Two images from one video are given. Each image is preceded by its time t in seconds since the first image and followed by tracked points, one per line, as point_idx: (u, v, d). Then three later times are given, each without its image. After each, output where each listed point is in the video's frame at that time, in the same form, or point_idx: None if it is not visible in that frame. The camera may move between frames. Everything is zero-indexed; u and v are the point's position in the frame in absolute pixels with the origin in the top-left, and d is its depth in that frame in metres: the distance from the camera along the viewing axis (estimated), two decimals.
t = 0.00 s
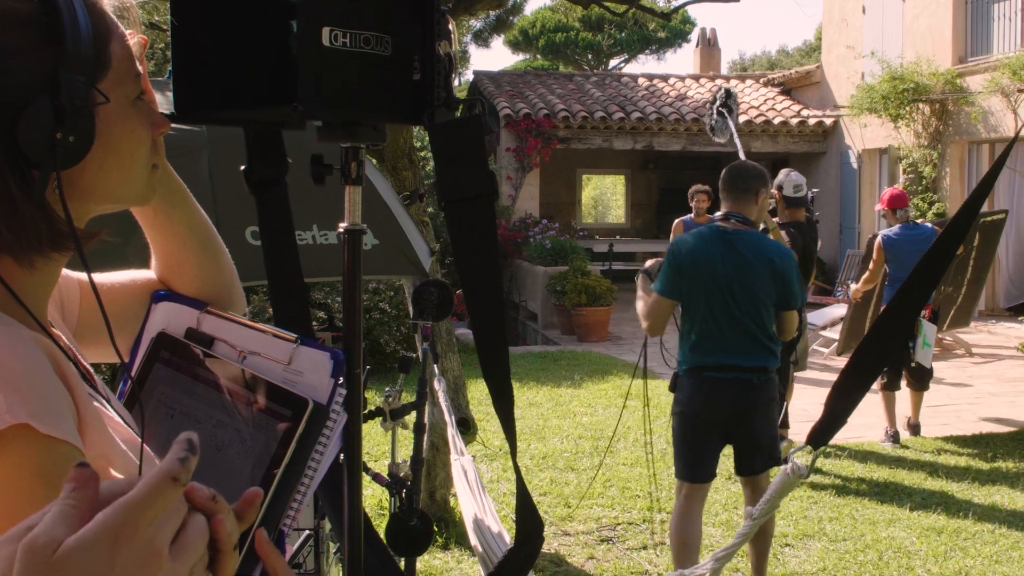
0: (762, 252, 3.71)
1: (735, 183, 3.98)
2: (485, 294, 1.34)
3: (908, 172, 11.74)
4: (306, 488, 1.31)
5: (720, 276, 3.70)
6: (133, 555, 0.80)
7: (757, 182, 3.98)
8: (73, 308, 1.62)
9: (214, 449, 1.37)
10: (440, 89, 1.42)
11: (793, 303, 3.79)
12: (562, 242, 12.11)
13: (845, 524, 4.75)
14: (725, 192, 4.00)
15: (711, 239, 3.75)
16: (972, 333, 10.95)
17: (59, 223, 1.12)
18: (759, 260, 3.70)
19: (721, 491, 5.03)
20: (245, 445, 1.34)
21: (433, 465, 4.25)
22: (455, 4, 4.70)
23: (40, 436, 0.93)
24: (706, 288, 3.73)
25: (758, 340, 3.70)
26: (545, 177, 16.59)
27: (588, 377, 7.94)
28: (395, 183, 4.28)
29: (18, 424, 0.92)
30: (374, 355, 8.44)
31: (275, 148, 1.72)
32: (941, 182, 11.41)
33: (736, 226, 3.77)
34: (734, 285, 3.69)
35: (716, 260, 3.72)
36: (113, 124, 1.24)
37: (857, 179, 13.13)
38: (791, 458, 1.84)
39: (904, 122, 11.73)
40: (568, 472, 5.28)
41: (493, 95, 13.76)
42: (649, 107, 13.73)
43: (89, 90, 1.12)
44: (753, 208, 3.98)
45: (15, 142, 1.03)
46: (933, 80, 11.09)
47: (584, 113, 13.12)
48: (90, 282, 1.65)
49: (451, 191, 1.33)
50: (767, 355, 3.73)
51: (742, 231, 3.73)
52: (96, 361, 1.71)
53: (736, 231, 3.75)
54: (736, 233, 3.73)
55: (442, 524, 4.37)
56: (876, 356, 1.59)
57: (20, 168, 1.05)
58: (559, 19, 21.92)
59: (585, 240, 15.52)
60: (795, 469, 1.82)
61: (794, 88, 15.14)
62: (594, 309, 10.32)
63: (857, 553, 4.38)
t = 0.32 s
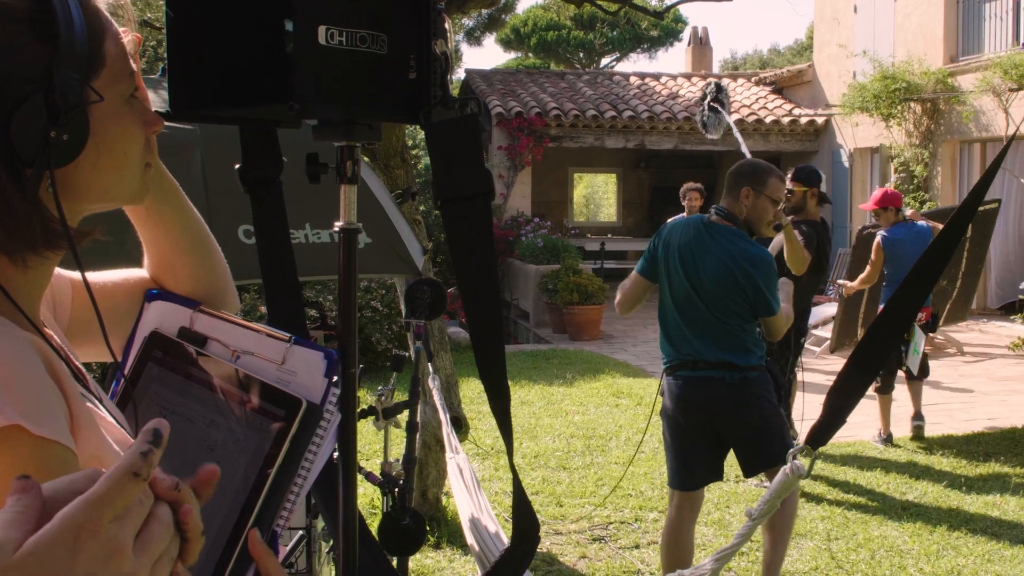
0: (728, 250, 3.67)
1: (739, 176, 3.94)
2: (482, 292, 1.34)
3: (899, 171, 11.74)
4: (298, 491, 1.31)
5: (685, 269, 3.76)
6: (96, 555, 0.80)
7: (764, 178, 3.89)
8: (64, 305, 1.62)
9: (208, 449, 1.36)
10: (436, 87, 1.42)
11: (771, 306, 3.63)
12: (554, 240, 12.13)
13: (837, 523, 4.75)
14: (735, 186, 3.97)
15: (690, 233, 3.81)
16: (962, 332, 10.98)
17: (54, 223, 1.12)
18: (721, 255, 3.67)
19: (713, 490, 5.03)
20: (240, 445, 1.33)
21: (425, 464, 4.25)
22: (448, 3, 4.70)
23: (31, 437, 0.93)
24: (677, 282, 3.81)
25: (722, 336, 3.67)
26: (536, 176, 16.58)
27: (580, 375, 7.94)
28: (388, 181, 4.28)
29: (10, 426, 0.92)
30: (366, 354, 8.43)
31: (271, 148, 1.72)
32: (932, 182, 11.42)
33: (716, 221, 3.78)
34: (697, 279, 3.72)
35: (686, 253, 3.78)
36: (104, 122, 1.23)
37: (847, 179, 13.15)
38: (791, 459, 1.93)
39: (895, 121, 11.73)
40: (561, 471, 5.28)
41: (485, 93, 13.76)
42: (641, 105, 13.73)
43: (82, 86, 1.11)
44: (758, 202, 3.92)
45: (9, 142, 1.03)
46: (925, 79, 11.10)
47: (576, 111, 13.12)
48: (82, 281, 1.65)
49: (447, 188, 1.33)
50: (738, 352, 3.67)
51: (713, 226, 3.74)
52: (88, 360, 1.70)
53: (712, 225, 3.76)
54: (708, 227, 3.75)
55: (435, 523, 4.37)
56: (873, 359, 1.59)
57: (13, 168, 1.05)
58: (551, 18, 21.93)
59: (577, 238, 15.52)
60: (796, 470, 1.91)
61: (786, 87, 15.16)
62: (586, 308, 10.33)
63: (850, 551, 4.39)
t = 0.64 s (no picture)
0: (769, 267, 3.44)
1: (757, 187, 3.70)
2: (479, 290, 1.35)
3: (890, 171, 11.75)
4: (291, 492, 1.32)
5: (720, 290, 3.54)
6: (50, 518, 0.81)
7: (784, 189, 3.67)
8: (57, 305, 1.61)
9: (200, 446, 1.36)
10: (432, 85, 1.43)
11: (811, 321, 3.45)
12: (545, 240, 12.14)
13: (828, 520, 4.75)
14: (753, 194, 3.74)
15: (720, 247, 3.57)
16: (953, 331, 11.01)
17: (45, 223, 1.12)
18: (761, 275, 3.45)
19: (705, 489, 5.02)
20: (232, 443, 1.33)
21: (417, 463, 4.24)
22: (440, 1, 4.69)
23: (21, 436, 0.94)
24: (706, 298, 3.60)
25: (758, 361, 3.48)
26: (527, 175, 16.56)
27: (572, 374, 7.94)
28: (380, 179, 4.27)
29: None
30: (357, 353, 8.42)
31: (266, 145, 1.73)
32: (924, 181, 11.44)
33: (748, 236, 3.55)
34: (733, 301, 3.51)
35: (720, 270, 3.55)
36: (96, 121, 1.22)
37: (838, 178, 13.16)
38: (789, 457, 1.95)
39: (886, 120, 11.73)
40: (553, 470, 5.28)
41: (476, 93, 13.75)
42: (633, 104, 13.73)
43: (74, 84, 1.11)
44: (782, 214, 3.69)
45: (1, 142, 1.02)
46: (916, 78, 11.11)
47: (568, 110, 13.11)
48: (74, 280, 1.64)
49: (443, 185, 1.34)
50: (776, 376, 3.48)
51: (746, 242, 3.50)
52: (81, 358, 1.70)
53: (746, 242, 3.52)
54: (742, 243, 3.52)
55: (426, 522, 4.37)
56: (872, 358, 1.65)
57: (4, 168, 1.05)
58: (542, 17, 21.93)
59: (568, 238, 15.52)
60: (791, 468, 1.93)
61: (777, 86, 15.17)
62: (578, 307, 10.33)
63: (842, 550, 4.40)
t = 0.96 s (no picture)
0: (842, 252, 3.05)
1: (802, 164, 3.24)
2: (462, 286, 1.35)
3: (871, 168, 11.77)
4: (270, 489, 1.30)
5: (785, 281, 3.08)
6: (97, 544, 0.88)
7: (832, 166, 3.23)
8: (32, 299, 1.60)
9: (179, 442, 1.35)
10: (417, 78, 1.43)
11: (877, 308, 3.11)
12: (527, 236, 12.12)
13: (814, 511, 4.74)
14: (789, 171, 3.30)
15: (777, 233, 3.13)
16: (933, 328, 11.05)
17: (16, 214, 1.12)
18: (835, 261, 3.04)
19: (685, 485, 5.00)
20: (211, 438, 1.33)
21: (398, 459, 4.23)
22: None
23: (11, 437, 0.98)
24: (767, 291, 3.12)
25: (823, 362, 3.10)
26: (509, 171, 16.54)
27: (553, 370, 7.94)
28: (361, 175, 4.26)
29: None
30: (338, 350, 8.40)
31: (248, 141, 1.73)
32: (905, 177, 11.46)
33: (811, 220, 3.12)
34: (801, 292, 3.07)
35: (781, 259, 3.10)
36: (72, 113, 1.21)
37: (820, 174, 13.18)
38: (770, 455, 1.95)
39: (867, 117, 11.75)
40: (534, 466, 5.27)
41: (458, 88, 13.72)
42: (614, 100, 13.72)
43: (50, 76, 1.09)
44: (826, 193, 3.28)
45: None
46: (897, 75, 11.14)
47: (549, 106, 13.10)
48: (50, 273, 1.63)
49: (429, 180, 1.34)
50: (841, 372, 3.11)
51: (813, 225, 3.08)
52: (57, 354, 1.69)
53: (809, 225, 3.10)
54: (810, 232, 3.08)
55: (407, 519, 4.35)
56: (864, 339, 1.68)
57: None
58: (524, 14, 21.91)
59: (550, 234, 15.52)
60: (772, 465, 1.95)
61: (759, 83, 15.18)
62: (560, 303, 10.33)
63: (823, 546, 4.41)
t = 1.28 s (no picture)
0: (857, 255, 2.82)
1: (805, 167, 2.95)
2: (432, 284, 1.36)
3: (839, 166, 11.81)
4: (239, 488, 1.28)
5: (802, 288, 2.81)
6: None
7: (836, 171, 2.97)
8: None
9: (146, 443, 1.34)
10: (387, 75, 1.43)
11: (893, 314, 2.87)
12: (496, 234, 12.09)
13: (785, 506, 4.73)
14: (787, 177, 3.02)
15: (788, 239, 2.86)
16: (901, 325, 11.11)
17: None
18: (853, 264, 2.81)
19: (655, 483, 5.00)
20: (179, 438, 1.31)
21: (367, 458, 4.22)
22: None
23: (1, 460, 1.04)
24: (784, 302, 2.83)
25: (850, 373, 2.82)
26: (477, 169, 16.52)
27: (522, 369, 7.93)
28: (330, 173, 4.24)
29: None
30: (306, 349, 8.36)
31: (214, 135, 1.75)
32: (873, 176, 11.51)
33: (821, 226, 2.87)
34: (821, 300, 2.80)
35: (797, 265, 2.83)
36: (33, 111, 1.19)
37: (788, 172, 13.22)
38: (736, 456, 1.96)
39: (836, 115, 11.79)
40: (503, 465, 5.26)
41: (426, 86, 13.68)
42: (583, 98, 13.72)
43: (10, 74, 1.07)
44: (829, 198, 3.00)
45: None
46: (866, 74, 11.19)
47: (518, 105, 13.09)
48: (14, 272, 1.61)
49: (399, 176, 1.35)
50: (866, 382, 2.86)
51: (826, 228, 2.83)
52: (22, 354, 1.67)
53: (820, 230, 2.85)
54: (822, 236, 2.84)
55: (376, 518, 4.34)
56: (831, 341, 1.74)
57: None
58: (493, 12, 21.89)
59: (519, 232, 15.50)
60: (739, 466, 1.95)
61: (728, 81, 15.22)
62: (529, 301, 10.32)
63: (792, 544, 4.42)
